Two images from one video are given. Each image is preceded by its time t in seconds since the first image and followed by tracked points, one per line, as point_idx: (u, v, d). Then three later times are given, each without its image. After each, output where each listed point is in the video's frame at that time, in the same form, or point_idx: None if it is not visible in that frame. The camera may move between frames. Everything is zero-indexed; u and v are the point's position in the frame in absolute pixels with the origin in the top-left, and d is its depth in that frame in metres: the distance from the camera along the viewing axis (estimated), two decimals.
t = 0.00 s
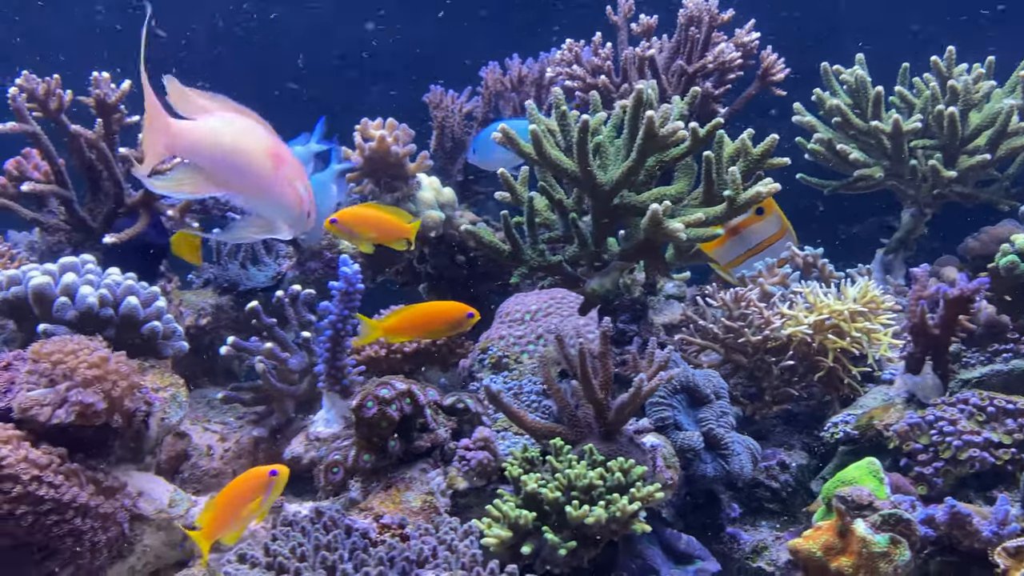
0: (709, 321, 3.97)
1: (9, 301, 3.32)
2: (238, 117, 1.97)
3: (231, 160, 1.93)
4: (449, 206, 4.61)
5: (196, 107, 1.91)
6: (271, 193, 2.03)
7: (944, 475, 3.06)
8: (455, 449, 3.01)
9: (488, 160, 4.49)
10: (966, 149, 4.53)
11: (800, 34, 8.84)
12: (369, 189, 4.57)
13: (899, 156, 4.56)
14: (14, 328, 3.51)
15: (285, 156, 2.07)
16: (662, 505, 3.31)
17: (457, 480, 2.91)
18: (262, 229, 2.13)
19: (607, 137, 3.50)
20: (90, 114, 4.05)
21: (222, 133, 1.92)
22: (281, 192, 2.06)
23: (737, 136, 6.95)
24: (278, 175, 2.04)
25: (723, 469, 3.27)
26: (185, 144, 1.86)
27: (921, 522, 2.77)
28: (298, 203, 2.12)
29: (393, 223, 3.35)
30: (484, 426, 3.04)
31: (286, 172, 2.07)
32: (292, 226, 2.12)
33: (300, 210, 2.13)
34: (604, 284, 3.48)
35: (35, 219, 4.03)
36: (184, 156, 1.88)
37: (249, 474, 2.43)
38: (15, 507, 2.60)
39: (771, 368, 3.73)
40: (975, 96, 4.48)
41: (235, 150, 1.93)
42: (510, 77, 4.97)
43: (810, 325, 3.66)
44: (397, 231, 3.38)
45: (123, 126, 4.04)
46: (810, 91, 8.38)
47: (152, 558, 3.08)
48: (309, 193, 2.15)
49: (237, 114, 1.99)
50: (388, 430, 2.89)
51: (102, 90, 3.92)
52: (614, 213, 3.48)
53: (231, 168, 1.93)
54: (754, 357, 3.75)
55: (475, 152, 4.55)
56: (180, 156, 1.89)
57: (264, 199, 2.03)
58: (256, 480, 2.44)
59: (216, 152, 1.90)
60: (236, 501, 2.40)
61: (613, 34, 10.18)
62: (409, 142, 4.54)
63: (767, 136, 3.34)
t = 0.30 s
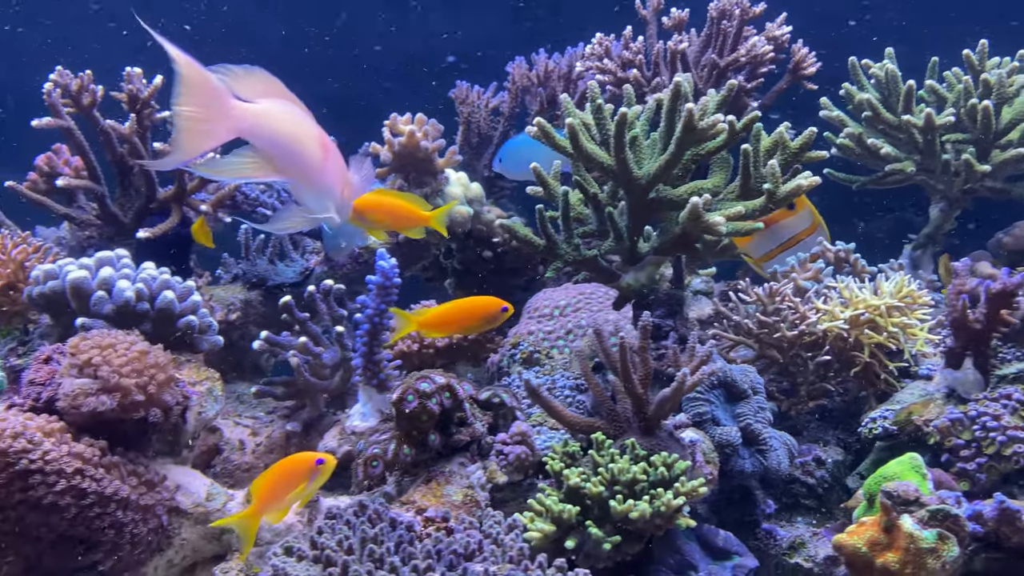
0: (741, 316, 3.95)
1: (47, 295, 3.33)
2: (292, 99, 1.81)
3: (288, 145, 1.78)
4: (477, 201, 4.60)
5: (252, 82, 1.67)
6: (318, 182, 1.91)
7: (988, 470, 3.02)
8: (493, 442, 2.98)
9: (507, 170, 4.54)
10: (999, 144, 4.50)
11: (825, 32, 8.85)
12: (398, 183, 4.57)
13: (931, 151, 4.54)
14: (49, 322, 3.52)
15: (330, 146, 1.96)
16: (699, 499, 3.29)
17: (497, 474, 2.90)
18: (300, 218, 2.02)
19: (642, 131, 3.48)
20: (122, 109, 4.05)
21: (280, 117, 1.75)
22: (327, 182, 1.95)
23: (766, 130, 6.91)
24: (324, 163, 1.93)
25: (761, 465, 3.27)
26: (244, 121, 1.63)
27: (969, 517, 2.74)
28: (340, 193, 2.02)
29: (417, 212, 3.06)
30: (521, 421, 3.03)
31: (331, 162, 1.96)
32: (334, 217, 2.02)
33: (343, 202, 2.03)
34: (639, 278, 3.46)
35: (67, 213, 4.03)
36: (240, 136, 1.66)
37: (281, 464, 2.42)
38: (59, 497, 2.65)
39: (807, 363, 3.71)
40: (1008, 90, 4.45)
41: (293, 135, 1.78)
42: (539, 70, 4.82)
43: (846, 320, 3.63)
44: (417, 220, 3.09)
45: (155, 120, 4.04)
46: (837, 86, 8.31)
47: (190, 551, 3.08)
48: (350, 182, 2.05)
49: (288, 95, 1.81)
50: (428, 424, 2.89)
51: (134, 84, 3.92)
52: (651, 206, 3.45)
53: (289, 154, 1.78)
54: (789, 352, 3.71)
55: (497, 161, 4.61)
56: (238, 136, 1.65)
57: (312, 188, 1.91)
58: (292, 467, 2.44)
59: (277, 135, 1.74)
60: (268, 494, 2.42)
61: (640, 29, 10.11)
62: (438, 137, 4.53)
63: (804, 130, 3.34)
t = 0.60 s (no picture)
0: (774, 309, 3.92)
1: (82, 289, 3.33)
2: (339, 91, 1.92)
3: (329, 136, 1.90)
4: (505, 195, 4.58)
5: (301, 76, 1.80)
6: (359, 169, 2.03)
7: None
8: (529, 436, 3.00)
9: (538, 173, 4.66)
10: None
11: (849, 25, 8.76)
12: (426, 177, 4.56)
13: (964, 143, 4.49)
14: (83, 315, 3.52)
15: (376, 136, 2.07)
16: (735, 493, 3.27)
17: (536, 467, 2.89)
18: (342, 199, 2.15)
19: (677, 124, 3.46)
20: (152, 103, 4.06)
21: (318, 106, 1.84)
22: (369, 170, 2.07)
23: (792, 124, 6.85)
24: (368, 152, 2.04)
25: (798, 459, 3.26)
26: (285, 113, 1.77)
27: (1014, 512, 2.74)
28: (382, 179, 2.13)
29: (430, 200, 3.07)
30: (558, 414, 3.05)
31: (375, 150, 2.07)
32: (375, 202, 2.14)
33: (384, 185, 2.13)
34: (674, 272, 3.43)
35: (98, 207, 4.03)
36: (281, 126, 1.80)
37: (335, 445, 2.52)
38: (100, 490, 2.64)
39: (842, 357, 3.70)
40: None
41: (335, 126, 1.90)
42: (566, 64, 4.80)
43: (882, 313, 3.60)
44: (428, 209, 3.11)
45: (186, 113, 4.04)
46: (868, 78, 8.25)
47: (226, 544, 3.07)
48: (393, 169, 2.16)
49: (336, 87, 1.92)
50: (467, 416, 2.88)
51: (165, 78, 3.92)
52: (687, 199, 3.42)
53: (328, 143, 1.90)
54: (824, 347, 3.72)
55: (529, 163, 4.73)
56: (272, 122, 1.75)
57: (353, 173, 2.03)
58: (346, 450, 2.54)
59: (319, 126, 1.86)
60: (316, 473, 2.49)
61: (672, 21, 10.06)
62: (466, 130, 4.51)
63: (842, 121, 3.31)
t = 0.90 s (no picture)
0: (807, 302, 3.90)
1: (115, 280, 3.32)
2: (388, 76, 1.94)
3: (384, 118, 1.91)
4: (532, 187, 4.55)
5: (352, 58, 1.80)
6: (409, 152, 2.05)
7: None
8: (566, 428, 2.97)
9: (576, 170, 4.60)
10: None
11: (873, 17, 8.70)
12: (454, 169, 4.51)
13: (995, 135, 4.45)
14: (116, 307, 3.53)
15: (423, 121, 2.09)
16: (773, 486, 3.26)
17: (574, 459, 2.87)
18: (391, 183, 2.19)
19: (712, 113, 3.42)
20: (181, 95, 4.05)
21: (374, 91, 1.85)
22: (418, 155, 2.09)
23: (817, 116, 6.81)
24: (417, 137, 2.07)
25: (836, 452, 3.23)
26: (336, 96, 1.75)
27: None
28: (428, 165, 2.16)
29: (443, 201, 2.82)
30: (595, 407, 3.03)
31: (423, 134, 2.09)
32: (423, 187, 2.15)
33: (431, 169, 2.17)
34: (709, 263, 3.42)
35: (127, 200, 4.04)
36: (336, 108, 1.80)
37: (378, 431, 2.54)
38: (140, 480, 2.64)
39: (877, 350, 3.67)
40: None
41: (389, 108, 1.91)
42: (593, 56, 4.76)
43: (919, 306, 3.56)
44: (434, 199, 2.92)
45: (215, 106, 4.02)
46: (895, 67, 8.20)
47: (262, 535, 3.08)
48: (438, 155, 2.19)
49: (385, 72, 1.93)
50: (506, 408, 2.86)
51: (195, 71, 3.91)
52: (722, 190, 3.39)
53: (383, 126, 1.91)
54: (859, 340, 3.68)
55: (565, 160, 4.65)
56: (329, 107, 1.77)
57: (402, 157, 2.04)
58: (393, 432, 2.57)
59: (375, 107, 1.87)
60: (373, 464, 2.51)
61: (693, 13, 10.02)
62: (494, 123, 4.46)
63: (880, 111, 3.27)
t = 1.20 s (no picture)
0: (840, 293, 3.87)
1: (147, 271, 3.31)
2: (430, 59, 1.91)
3: (427, 101, 1.88)
4: (558, 178, 4.51)
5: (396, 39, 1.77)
6: (452, 137, 2.02)
7: None
8: (602, 419, 2.95)
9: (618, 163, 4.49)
10: None
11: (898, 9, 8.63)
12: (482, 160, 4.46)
13: None
14: (147, 297, 3.53)
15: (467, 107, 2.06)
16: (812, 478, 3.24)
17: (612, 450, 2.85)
18: (436, 172, 2.15)
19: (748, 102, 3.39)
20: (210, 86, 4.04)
21: (416, 73, 1.82)
22: (462, 141, 2.06)
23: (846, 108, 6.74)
24: (461, 122, 2.03)
25: (873, 443, 3.20)
26: (381, 75, 1.73)
27: None
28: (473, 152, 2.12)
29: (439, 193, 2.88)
30: (630, 398, 3.00)
31: (468, 119, 2.06)
32: (469, 175, 2.11)
33: (476, 159, 2.11)
34: (745, 253, 3.39)
35: (156, 191, 4.04)
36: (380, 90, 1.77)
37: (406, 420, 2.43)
38: (179, 469, 2.64)
39: (912, 342, 3.65)
40: None
41: (432, 91, 1.88)
42: (619, 46, 4.73)
43: (956, 297, 3.53)
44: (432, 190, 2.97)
45: (243, 97, 4.01)
46: (924, 60, 8.18)
47: (297, 526, 3.05)
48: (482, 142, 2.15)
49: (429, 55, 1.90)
50: (544, 398, 2.85)
51: (224, 61, 3.90)
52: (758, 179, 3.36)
53: (426, 109, 1.89)
54: (894, 332, 3.66)
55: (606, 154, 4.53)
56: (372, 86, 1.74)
57: (444, 142, 2.00)
58: (425, 419, 2.46)
59: (419, 88, 1.84)
60: (400, 454, 2.41)
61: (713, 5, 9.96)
62: (522, 114, 4.42)
63: (919, 99, 3.24)
